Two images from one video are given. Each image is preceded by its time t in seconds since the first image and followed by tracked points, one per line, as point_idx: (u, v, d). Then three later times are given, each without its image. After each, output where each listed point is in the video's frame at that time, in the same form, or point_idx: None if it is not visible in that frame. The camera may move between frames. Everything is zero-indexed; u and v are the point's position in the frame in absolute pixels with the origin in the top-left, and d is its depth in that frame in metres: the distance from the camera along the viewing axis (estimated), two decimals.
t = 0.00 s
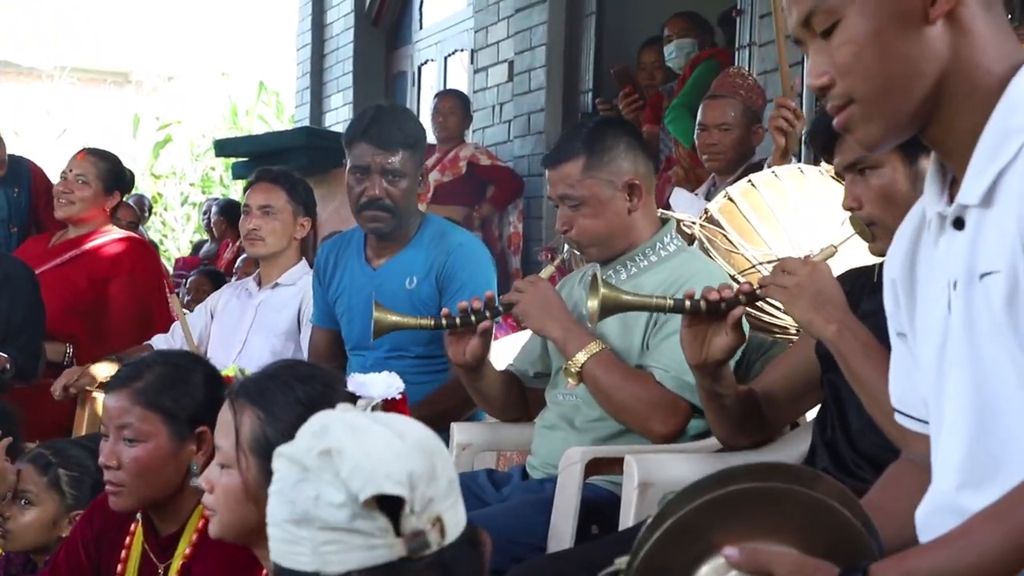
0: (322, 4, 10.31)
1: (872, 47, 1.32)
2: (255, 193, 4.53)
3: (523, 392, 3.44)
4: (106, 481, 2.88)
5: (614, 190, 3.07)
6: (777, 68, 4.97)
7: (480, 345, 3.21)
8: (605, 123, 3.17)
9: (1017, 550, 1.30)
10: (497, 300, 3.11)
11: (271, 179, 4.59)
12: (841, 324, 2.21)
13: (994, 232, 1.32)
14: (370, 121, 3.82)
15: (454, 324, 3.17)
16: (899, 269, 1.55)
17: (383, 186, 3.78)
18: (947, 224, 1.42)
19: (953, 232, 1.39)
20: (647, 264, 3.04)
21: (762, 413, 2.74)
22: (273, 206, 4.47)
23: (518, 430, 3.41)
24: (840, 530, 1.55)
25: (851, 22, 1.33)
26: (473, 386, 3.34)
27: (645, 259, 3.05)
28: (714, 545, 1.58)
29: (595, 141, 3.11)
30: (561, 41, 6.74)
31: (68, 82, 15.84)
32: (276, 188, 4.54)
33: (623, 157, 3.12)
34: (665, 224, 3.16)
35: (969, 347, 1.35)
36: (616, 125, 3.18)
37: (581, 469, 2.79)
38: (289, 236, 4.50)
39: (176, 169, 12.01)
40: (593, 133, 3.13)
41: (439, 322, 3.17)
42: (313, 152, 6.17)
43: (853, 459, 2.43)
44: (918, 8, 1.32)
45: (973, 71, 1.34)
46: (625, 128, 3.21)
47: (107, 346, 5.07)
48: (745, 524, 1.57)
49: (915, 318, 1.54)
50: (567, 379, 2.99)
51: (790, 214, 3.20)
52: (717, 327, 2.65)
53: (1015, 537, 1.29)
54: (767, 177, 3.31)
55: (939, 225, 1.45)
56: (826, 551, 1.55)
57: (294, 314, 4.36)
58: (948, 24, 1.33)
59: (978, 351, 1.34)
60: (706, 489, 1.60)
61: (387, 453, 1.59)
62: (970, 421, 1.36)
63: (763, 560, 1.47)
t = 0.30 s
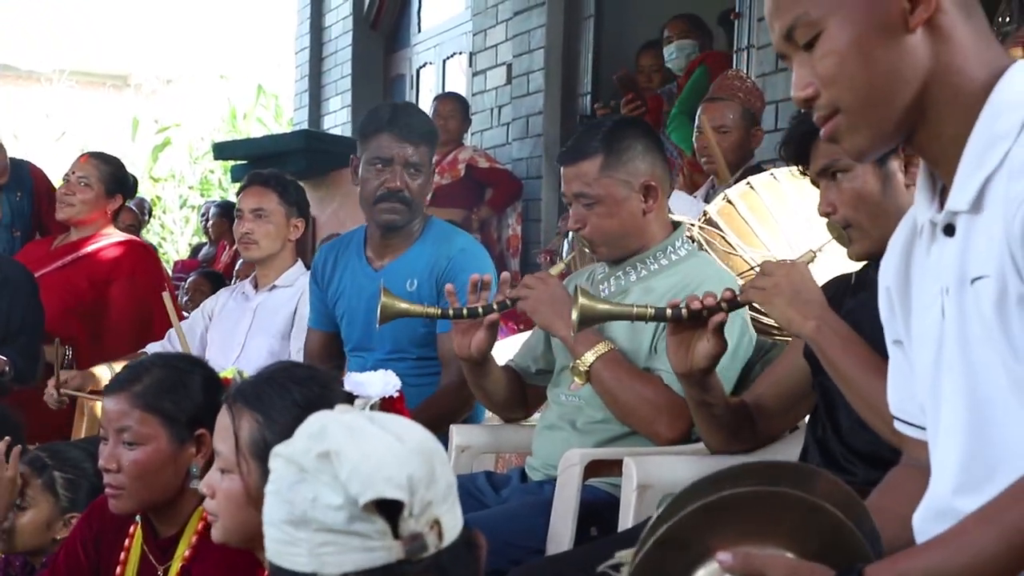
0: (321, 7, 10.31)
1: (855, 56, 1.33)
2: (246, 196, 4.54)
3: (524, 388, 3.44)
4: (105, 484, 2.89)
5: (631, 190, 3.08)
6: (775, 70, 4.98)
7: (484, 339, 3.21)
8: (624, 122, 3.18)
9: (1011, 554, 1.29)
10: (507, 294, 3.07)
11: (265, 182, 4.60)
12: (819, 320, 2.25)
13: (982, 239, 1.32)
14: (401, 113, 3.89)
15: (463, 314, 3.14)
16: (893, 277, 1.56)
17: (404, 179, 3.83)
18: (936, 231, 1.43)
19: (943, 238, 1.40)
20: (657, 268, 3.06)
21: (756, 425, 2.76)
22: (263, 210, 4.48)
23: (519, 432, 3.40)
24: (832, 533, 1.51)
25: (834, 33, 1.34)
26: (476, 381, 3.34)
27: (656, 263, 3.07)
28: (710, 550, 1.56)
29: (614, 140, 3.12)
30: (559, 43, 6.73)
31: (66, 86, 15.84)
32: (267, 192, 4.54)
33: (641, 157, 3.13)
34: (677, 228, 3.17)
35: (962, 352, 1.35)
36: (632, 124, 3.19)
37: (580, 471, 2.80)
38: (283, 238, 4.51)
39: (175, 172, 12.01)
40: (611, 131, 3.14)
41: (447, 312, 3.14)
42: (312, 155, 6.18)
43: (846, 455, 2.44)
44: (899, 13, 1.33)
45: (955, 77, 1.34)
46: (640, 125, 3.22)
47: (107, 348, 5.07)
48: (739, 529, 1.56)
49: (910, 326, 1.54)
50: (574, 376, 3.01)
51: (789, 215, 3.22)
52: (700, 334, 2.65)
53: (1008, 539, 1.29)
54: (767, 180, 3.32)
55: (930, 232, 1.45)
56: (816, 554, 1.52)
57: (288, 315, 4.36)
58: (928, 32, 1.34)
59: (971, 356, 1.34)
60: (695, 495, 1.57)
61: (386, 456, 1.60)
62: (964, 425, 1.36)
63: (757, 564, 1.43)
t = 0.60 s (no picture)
0: (321, 9, 10.32)
1: (858, 58, 1.33)
2: (247, 198, 4.54)
3: (526, 378, 3.44)
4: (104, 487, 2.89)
5: (653, 191, 3.07)
6: (774, 73, 4.98)
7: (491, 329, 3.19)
8: (652, 124, 3.17)
9: (1013, 561, 1.29)
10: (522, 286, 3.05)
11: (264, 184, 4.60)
12: (807, 318, 2.27)
13: (987, 243, 1.31)
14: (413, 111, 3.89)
15: (474, 303, 3.13)
16: (896, 279, 1.56)
17: (408, 175, 3.81)
18: (940, 233, 1.42)
19: (947, 241, 1.39)
20: (672, 273, 3.06)
21: (756, 436, 2.77)
22: (264, 212, 4.48)
23: (519, 434, 3.41)
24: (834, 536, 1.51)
25: (836, 35, 1.34)
26: (481, 368, 3.33)
27: (671, 268, 3.07)
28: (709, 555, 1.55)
29: (640, 140, 3.12)
30: (559, 46, 6.72)
31: (65, 88, 15.83)
32: (265, 195, 4.53)
33: (665, 159, 3.12)
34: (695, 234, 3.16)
35: (965, 355, 1.35)
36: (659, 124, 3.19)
37: (579, 474, 2.80)
38: (280, 241, 4.50)
39: (174, 175, 12.03)
40: (637, 130, 3.14)
41: (461, 301, 3.12)
42: (310, 158, 6.18)
43: (844, 455, 2.43)
44: (903, 16, 1.33)
45: (959, 80, 1.34)
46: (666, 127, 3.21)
47: (106, 350, 5.08)
48: (735, 535, 1.55)
49: (913, 328, 1.54)
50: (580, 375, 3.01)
51: (786, 216, 3.23)
52: (692, 333, 2.65)
53: (1009, 544, 1.29)
54: (765, 182, 3.34)
55: (934, 234, 1.44)
56: (816, 557, 1.51)
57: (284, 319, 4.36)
58: (932, 34, 1.34)
59: (974, 360, 1.34)
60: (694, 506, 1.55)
61: (389, 462, 1.60)
62: (968, 428, 1.36)
63: (758, 568, 1.41)
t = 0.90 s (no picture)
0: (317, 13, 10.32)
1: (859, 54, 1.34)
2: (248, 202, 4.55)
3: (528, 365, 3.44)
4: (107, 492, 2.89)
5: (673, 191, 3.08)
6: (773, 71, 4.98)
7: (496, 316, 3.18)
8: (676, 120, 3.17)
9: (1015, 562, 1.30)
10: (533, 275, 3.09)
11: (265, 189, 4.61)
12: (806, 317, 2.30)
13: (995, 240, 1.32)
14: (407, 108, 3.89)
15: (483, 287, 3.15)
16: (902, 271, 1.56)
17: (400, 171, 3.82)
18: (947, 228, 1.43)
19: (955, 236, 1.40)
20: (685, 276, 3.06)
21: (759, 437, 2.78)
22: (264, 217, 4.48)
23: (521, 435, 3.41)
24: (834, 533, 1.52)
25: (837, 32, 1.35)
26: (485, 355, 3.34)
27: (684, 271, 3.07)
28: (711, 554, 1.55)
29: (665, 136, 3.12)
30: (557, 47, 6.73)
31: (63, 93, 15.84)
32: (266, 198, 4.55)
33: (687, 158, 3.13)
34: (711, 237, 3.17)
35: (971, 352, 1.36)
36: (685, 123, 3.18)
37: (580, 475, 2.81)
38: (280, 245, 4.51)
39: (174, 179, 12.03)
40: (663, 127, 3.13)
41: (469, 284, 3.13)
42: (309, 161, 6.17)
43: (847, 455, 2.43)
44: (905, 12, 1.33)
45: (964, 74, 1.34)
46: (695, 129, 3.21)
47: (107, 354, 5.08)
48: (731, 535, 1.55)
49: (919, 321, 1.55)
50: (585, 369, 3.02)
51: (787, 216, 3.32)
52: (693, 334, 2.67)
53: (1010, 548, 1.29)
54: (764, 182, 3.42)
55: (941, 229, 1.45)
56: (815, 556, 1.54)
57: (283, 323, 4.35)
58: (935, 29, 1.33)
59: (980, 357, 1.35)
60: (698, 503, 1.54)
61: (384, 477, 1.50)
62: (971, 426, 1.36)
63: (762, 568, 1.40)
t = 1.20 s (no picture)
0: (315, 15, 10.32)
1: (849, 58, 1.35)
2: (248, 206, 4.55)
3: (528, 365, 3.43)
4: (104, 495, 2.89)
5: (679, 194, 3.08)
6: (771, 74, 4.97)
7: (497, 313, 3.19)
8: (685, 123, 3.17)
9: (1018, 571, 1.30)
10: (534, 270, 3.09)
11: (264, 192, 4.61)
12: (820, 313, 2.30)
13: (1006, 248, 1.31)
14: (409, 109, 3.89)
15: (487, 284, 3.14)
16: (905, 266, 1.56)
17: (400, 170, 3.82)
18: (954, 229, 1.42)
19: (962, 239, 1.39)
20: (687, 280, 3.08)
21: (754, 425, 2.76)
22: (262, 221, 4.49)
23: (519, 438, 3.42)
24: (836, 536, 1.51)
25: (830, 37, 1.36)
26: (486, 353, 3.34)
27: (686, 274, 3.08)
28: (709, 555, 1.55)
29: (675, 138, 3.13)
30: (555, 49, 6.73)
31: (62, 97, 15.84)
32: (267, 202, 4.56)
33: (695, 161, 3.14)
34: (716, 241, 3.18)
35: (978, 357, 1.35)
36: (695, 126, 3.18)
37: (579, 478, 2.80)
38: (279, 248, 4.51)
39: (172, 182, 12.03)
40: (672, 130, 3.13)
41: (473, 280, 3.13)
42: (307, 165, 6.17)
43: (845, 455, 2.44)
44: (900, 20, 1.33)
45: (969, 76, 1.33)
46: (704, 133, 3.21)
47: (105, 358, 5.09)
48: (729, 536, 1.54)
49: (922, 319, 1.55)
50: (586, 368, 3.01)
51: (782, 221, 3.35)
52: (703, 319, 2.67)
53: (1014, 559, 1.29)
54: (760, 185, 3.45)
55: (947, 230, 1.43)
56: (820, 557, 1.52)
57: (281, 327, 4.36)
58: (931, 33, 1.33)
59: (988, 364, 1.34)
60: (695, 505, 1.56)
61: (352, 528, 1.51)
62: (976, 432, 1.36)
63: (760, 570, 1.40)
